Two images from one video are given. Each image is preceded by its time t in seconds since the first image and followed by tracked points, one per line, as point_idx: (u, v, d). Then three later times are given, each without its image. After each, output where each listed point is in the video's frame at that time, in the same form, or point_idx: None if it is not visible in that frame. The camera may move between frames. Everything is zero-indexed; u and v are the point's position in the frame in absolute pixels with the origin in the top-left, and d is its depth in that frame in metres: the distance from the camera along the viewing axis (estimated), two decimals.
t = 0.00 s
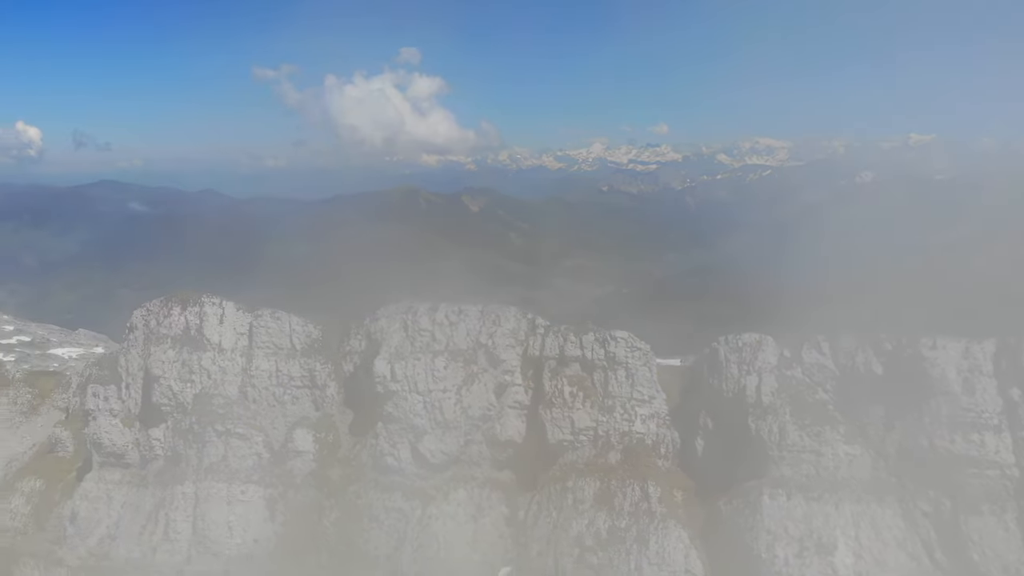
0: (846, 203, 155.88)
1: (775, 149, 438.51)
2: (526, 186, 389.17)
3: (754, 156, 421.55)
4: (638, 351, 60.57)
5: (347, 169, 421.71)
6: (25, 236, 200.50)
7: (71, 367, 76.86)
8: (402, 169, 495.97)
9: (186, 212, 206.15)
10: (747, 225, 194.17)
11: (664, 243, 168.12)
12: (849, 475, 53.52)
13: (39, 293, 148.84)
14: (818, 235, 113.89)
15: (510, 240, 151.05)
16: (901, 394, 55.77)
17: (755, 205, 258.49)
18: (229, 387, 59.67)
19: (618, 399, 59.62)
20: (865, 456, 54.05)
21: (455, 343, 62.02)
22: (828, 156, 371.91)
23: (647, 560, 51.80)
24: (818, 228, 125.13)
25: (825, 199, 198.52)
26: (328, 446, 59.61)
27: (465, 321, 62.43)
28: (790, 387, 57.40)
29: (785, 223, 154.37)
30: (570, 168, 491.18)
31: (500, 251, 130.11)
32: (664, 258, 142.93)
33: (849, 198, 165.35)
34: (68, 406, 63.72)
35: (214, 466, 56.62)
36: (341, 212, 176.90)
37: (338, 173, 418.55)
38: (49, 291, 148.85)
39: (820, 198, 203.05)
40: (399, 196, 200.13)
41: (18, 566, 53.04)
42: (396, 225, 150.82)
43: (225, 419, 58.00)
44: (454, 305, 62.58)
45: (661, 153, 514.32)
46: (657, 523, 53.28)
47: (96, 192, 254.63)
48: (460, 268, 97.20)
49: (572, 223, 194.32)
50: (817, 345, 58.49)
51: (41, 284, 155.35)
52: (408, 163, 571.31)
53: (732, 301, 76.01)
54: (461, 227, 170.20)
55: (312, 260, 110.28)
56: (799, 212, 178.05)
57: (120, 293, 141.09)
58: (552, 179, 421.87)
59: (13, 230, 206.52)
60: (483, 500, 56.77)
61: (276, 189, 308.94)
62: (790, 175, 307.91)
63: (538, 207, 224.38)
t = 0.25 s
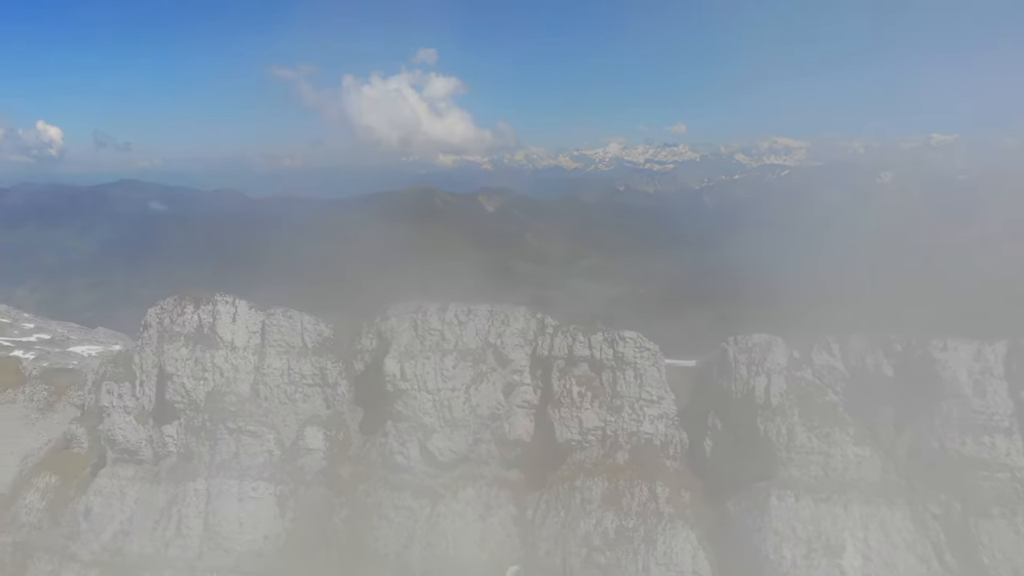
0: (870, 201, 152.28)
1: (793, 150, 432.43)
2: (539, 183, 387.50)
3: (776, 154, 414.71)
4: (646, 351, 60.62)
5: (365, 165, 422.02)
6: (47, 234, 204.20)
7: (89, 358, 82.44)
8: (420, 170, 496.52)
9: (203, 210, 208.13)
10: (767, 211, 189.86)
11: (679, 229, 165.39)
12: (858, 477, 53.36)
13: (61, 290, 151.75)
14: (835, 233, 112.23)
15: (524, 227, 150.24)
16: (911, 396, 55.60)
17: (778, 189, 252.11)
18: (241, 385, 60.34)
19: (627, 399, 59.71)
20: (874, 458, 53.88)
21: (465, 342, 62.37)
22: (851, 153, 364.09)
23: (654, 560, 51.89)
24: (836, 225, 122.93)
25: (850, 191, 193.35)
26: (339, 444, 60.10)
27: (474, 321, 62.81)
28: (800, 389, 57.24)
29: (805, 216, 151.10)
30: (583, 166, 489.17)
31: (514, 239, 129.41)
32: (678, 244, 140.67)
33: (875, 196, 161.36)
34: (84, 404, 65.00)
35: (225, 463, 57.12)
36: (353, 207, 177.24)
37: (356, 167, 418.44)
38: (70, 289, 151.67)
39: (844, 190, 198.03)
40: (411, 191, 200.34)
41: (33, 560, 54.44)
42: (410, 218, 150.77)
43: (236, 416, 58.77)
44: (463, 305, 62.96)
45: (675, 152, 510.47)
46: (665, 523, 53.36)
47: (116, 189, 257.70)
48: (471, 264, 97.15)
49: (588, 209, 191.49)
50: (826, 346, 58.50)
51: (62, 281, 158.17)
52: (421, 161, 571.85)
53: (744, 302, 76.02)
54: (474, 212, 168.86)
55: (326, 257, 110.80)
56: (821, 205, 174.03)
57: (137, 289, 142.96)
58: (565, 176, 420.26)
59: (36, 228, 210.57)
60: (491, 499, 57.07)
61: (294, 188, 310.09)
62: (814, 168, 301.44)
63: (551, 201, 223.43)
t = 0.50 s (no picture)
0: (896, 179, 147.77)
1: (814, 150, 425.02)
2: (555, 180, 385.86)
3: (797, 154, 408.79)
4: (656, 352, 60.84)
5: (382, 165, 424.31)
6: (72, 230, 207.65)
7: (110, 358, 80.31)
8: (439, 171, 496.80)
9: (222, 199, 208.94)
10: (788, 189, 185.28)
11: (696, 211, 162.57)
12: (868, 479, 53.23)
13: (84, 285, 154.26)
14: (855, 220, 110.28)
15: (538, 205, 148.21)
16: (923, 398, 55.35)
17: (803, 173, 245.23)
18: (254, 382, 61.04)
19: (636, 399, 59.77)
20: (885, 459, 53.83)
21: (475, 341, 62.77)
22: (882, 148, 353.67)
23: (663, 561, 51.95)
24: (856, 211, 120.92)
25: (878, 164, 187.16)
26: (351, 442, 60.55)
27: (485, 320, 63.30)
28: (812, 390, 56.86)
29: (826, 198, 147.83)
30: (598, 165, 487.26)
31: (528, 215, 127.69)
32: (694, 227, 138.64)
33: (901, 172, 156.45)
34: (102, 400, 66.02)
35: (240, 460, 58.36)
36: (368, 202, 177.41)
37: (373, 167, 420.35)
38: (93, 283, 154.07)
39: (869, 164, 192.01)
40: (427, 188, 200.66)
41: (50, 555, 55.56)
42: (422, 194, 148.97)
43: (251, 413, 59.76)
44: (474, 305, 63.40)
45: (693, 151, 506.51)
46: (674, 524, 53.48)
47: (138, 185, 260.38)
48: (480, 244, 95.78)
49: (605, 198, 188.84)
50: (838, 348, 58.29)
51: (85, 277, 160.76)
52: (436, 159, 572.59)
53: (757, 296, 75.51)
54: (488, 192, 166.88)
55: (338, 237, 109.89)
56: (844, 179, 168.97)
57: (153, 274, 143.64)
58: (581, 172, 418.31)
59: (61, 224, 214.32)
60: (501, 499, 57.48)
61: (313, 184, 311.19)
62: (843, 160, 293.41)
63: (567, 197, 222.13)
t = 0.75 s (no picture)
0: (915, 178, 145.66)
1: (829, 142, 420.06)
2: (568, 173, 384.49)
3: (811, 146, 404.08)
4: (664, 352, 60.50)
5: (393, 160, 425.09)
6: (90, 228, 210.34)
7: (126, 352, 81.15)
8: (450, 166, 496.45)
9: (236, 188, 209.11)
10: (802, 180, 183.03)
11: (711, 200, 160.47)
12: (877, 481, 53.18)
13: (106, 283, 157.11)
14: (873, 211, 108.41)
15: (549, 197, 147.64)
16: (932, 400, 55.03)
17: (825, 166, 240.22)
18: (265, 381, 61.71)
19: (644, 400, 59.68)
20: (893, 461, 53.81)
21: (483, 341, 63.01)
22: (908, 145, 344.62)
23: (670, 561, 52.21)
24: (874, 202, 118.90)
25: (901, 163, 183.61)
26: (360, 440, 60.88)
27: (492, 320, 63.47)
28: (820, 391, 56.66)
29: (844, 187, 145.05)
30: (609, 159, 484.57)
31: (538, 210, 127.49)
32: (709, 217, 137.37)
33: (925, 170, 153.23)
34: (114, 396, 66.33)
35: (250, 458, 58.98)
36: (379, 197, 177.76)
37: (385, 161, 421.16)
38: (113, 280, 156.49)
39: (888, 161, 189.01)
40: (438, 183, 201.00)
41: (64, 550, 56.52)
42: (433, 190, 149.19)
43: (261, 412, 60.52)
44: (482, 304, 63.58)
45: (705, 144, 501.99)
46: (680, 525, 53.59)
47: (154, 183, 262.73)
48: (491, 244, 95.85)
49: (616, 193, 188.16)
50: (847, 349, 58.18)
51: (107, 276, 163.74)
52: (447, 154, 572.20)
53: (769, 292, 75.03)
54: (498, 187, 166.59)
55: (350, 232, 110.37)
56: (864, 174, 165.87)
57: (168, 265, 144.61)
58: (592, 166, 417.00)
59: (80, 223, 217.50)
60: (509, 498, 57.92)
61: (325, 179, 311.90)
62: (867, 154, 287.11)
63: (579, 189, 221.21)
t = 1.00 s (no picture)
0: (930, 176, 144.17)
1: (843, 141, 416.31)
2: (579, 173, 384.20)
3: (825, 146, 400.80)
4: (672, 352, 60.56)
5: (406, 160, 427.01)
6: (106, 228, 213.12)
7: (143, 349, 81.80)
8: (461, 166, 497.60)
9: (253, 187, 211.00)
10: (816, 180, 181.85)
11: (726, 199, 159.07)
12: (885, 483, 53.19)
13: (125, 282, 159.37)
14: (889, 208, 106.76)
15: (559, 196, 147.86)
16: (941, 401, 54.84)
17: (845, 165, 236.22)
18: (276, 379, 62.33)
19: (651, 400, 59.77)
20: (902, 463, 53.75)
21: (491, 341, 63.29)
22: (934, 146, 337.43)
23: (677, 562, 52.40)
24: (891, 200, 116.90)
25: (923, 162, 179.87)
26: (369, 438, 61.33)
27: (500, 320, 63.78)
28: (828, 392, 56.62)
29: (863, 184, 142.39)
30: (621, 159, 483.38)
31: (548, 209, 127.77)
32: (723, 217, 136.33)
33: (948, 168, 150.12)
34: (128, 394, 67.12)
35: (261, 455, 59.66)
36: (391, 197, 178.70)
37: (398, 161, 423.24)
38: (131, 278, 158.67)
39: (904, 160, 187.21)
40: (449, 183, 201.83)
41: (77, 546, 57.32)
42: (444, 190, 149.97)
43: (272, 410, 61.13)
44: (490, 304, 63.88)
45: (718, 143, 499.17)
46: (687, 526, 53.69)
47: (169, 183, 265.64)
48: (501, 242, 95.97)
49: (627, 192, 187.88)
50: (855, 350, 58.09)
51: (125, 276, 166.14)
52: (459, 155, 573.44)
53: (778, 292, 75.00)
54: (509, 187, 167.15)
55: (362, 230, 111.23)
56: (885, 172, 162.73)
57: (183, 264, 146.39)
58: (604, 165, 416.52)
59: (96, 223, 220.49)
60: (516, 497, 58.13)
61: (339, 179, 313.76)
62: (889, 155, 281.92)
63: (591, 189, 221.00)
